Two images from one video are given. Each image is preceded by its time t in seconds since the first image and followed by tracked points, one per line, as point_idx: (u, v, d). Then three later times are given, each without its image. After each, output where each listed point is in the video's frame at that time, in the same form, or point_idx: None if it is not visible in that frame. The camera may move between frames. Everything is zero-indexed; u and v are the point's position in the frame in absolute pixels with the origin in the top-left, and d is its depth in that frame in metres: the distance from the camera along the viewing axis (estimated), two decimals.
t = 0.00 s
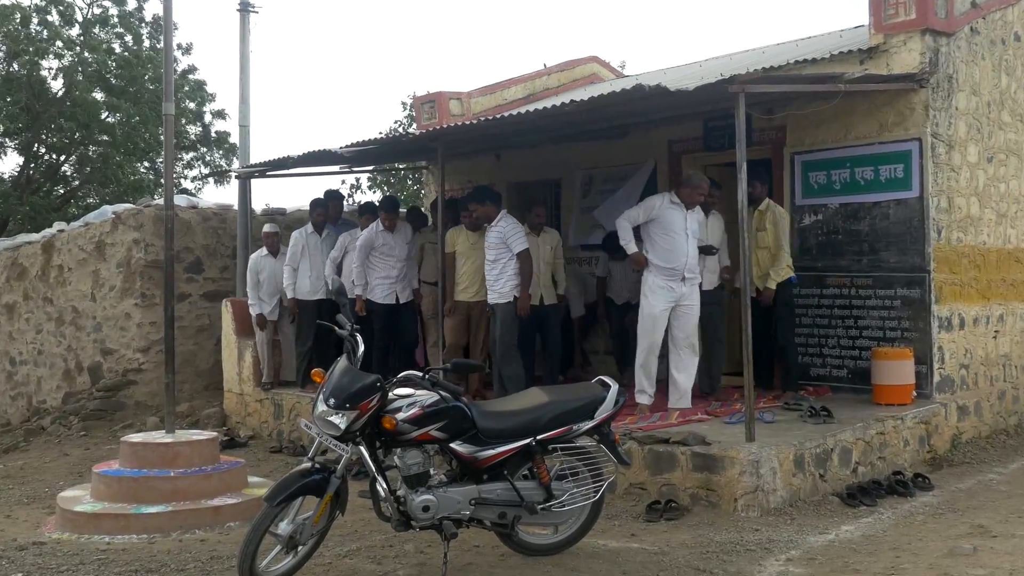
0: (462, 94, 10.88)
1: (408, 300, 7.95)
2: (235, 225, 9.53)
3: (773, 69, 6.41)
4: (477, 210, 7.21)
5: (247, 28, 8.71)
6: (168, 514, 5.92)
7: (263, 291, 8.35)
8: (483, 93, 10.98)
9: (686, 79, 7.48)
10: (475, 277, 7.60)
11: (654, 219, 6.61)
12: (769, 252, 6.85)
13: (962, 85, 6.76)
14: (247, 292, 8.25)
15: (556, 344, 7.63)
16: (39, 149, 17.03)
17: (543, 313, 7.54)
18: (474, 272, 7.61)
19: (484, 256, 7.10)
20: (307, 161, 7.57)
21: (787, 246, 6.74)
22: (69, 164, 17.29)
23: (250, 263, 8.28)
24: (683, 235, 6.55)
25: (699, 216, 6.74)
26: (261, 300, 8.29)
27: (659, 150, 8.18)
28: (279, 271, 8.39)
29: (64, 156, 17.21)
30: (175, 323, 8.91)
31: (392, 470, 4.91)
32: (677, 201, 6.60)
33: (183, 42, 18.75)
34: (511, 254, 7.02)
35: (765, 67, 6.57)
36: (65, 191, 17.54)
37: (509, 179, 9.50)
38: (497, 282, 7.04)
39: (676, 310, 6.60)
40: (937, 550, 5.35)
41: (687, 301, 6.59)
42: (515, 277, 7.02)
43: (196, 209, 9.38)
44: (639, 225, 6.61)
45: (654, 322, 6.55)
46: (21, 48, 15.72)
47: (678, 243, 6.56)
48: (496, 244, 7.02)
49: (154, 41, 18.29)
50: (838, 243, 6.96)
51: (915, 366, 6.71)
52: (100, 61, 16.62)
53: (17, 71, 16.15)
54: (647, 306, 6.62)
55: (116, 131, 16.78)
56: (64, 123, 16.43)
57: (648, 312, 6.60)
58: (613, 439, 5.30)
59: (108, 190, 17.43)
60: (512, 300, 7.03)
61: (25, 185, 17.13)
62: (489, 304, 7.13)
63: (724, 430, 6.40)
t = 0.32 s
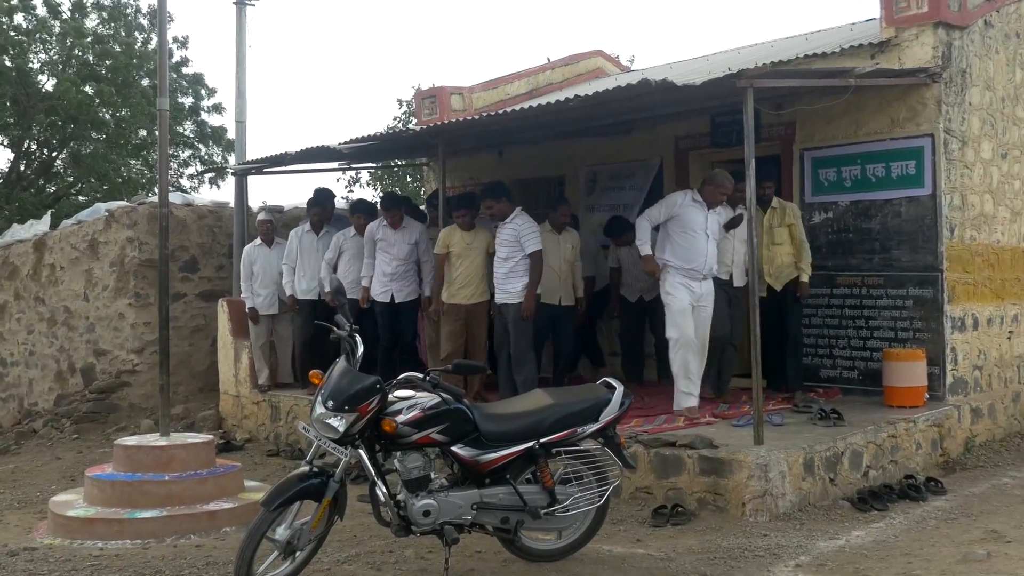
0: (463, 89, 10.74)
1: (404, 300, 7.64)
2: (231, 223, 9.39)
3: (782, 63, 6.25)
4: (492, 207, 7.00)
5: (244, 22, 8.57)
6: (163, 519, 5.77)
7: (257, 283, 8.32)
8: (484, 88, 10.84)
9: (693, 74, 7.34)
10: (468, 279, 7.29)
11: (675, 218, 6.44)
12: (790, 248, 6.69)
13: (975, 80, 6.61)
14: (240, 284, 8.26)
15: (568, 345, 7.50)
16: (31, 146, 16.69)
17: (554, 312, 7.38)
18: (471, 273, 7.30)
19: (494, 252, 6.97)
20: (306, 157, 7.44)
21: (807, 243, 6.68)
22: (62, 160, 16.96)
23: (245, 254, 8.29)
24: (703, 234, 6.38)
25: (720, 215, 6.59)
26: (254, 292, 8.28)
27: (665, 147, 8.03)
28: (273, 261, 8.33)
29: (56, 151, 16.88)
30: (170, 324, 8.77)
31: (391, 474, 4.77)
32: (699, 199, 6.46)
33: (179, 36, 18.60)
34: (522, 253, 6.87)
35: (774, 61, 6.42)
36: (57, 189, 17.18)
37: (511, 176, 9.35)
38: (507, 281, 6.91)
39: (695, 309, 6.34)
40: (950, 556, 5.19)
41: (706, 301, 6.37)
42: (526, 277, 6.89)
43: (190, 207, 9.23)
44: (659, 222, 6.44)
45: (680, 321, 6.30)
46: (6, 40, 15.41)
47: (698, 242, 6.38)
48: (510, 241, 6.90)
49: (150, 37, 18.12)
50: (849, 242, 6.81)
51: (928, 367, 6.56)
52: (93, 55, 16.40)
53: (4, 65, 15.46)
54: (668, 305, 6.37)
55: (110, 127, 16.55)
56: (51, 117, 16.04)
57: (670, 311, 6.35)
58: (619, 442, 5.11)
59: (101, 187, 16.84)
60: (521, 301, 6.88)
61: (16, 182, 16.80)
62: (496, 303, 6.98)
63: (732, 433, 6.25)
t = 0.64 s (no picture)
0: (465, 83, 10.63)
1: (400, 299, 7.50)
2: (227, 221, 9.26)
3: (791, 57, 6.11)
4: (507, 205, 6.77)
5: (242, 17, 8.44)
6: (157, 524, 5.63)
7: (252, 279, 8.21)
8: (488, 83, 10.77)
9: (699, 68, 7.20)
10: (459, 279, 7.08)
11: (699, 223, 6.19)
12: (812, 248, 6.47)
13: (989, 74, 6.48)
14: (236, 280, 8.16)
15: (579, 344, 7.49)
16: (21, 142, 16.28)
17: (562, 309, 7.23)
18: (462, 273, 7.10)
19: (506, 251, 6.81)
20: (304, 152, 7.32)
21: (825, 244, 6.54)
22: (54, 157, 16.57)
23: (239, 250, 8.21)
24: (729, 237, 6.16)
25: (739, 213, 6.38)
26: (248, 287, 8.16)
27: (670, 143, 7.90)
28: (268, 256, 8.26)
29: (47, 147, 16.48)
30: (164, 324, 8.64)
31: (391, 478, 4.63)
32: (719, 200, 6.24)
33: (173, 27, 18.42)
34: (540, 253, 6.74)
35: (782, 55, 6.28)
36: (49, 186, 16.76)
37: (513, 172, 9.21)
38: (523, 281, 6.77)
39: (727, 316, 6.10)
40: (964, 562, 5.05)
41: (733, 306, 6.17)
42: (543, 277, 6.78)
43: (186, 205, 9.10)
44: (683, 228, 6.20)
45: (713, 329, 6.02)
46: None
47: (726, 246, 6.15)
48: (528, 240, 6.75)
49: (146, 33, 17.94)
50: (859, 240, 6.68)
51: (940, 369, 6.42)
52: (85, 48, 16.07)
53: None
54: (698, 315, 6.08)
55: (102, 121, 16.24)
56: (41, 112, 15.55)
57: (702, 320, 6.06)
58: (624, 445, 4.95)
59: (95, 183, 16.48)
60: (538, 301, 6.76)
61: (6, 178, 16.40)
62: (509, 303, 6.83)
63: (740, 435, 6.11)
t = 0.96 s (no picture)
0: (467, 79, 10.45)
1: (393, 298, 7.35)
2: (223, 219, 9.12)
3: (800, 51, 5.97)
4: (516, 202, 6.58)
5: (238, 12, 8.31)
6: (152, 529, 5.50)
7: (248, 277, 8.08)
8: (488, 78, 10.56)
9: (706, 63, 7.06)
10: (455, 293, 6.84)
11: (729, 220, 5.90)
12: (843, 247, 6.34)
13: (1002, 69, 6.34)
14: (232, 278, 8.04)
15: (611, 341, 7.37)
16: (13, 137, 16.05)
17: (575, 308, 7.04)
18: (460, 285, 6.86)
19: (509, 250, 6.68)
20: (302, 148, 7.20)
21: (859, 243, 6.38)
22: (45, 153, 16.33)
23: (235, 247, 8.07)
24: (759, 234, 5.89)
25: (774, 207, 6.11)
26: (244, 287, 8.04)
27: (677, 140, 7.77)
28: (264, 253, 8.12)
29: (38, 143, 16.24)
30: (159, 324, 8.52)
31: (392, 481, 4.50)
32: (745, 196, 5.94)
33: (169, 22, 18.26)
34: (547, 251, 6.61)
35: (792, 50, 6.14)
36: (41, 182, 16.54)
37: (515, 169, 9.08)
38: (528, 282, 6.65)
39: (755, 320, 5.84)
40: (978, 568, 4.92)
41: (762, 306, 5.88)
42: (548, 277, 6.66)
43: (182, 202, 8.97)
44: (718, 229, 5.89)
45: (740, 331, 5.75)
46: None
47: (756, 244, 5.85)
48: (535, 239, 6.61)
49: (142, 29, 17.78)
50: (869, 238, 6.55)
51: (953, 370, 6.29)
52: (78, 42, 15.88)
53: None
54: (723, 316, 5.83)
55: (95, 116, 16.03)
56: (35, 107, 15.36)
57: (727, 321, 5.80)
58: (630, 448, 4.79)
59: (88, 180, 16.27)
60: (544, 301, 6.64)
61: None
62: (512, 303, 6.71)
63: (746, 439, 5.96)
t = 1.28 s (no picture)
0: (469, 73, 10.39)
1: (391, 311, 7.08)
2: (219, 217, 9.00)
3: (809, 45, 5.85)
4: (512, 202, 6.45)
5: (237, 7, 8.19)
6: (146, 534, 5.38)
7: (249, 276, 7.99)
8: (491, 72, 10.53)
9: (713, 58, 6.95)
10: (456, 312, 6.45)
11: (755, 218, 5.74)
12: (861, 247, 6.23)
13: (1016, 64, 6.23)
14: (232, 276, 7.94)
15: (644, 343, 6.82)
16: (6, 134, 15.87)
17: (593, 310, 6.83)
18: (460, 304, 6.45)
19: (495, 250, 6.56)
20: (302, 145, 7.09)
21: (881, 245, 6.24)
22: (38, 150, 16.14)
23: (236, 246, 8.01)
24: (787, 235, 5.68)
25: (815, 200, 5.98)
26: (243, 286, 7.91)
27: (684, 136, 7.65)
28: (265, 252, 8.03)
29: (32, 140, 16.06)
30: (154, 324, 8.41)
31: (392, 486, 4.37)
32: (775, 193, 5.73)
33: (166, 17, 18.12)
34: (545, 250, 6.50)
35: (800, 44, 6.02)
36: (34, 180, 16.36)
37: (518, 166, 8.96)
38: (527, 282, 6.51)
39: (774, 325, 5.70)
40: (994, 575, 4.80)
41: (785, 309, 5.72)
42: (547, 277, 6.52)
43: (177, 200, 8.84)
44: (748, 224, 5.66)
45: (756, 334, 5.65)
46: None
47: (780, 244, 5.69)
48: (532, 239, 6.48)
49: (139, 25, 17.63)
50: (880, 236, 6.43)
51: (966, 371, 6.18)
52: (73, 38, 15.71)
53: None
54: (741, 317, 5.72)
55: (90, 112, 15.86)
56: (29, 102, 15.16)
57: (745, 323, 5.70)
58: (635, 451, 4.65)
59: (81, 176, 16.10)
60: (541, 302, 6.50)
61: None
62: (512, 304, 6.57)
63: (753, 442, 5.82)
